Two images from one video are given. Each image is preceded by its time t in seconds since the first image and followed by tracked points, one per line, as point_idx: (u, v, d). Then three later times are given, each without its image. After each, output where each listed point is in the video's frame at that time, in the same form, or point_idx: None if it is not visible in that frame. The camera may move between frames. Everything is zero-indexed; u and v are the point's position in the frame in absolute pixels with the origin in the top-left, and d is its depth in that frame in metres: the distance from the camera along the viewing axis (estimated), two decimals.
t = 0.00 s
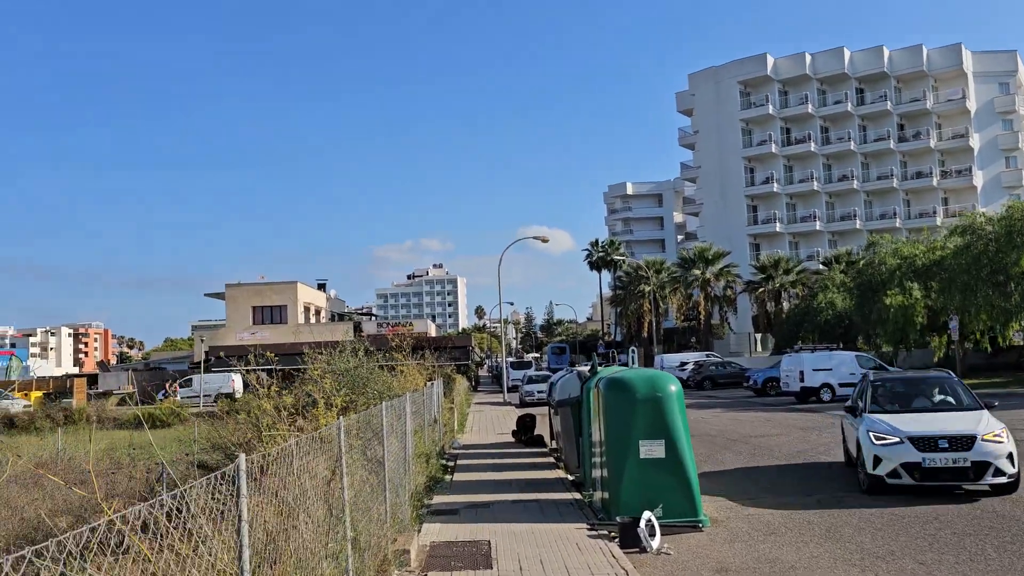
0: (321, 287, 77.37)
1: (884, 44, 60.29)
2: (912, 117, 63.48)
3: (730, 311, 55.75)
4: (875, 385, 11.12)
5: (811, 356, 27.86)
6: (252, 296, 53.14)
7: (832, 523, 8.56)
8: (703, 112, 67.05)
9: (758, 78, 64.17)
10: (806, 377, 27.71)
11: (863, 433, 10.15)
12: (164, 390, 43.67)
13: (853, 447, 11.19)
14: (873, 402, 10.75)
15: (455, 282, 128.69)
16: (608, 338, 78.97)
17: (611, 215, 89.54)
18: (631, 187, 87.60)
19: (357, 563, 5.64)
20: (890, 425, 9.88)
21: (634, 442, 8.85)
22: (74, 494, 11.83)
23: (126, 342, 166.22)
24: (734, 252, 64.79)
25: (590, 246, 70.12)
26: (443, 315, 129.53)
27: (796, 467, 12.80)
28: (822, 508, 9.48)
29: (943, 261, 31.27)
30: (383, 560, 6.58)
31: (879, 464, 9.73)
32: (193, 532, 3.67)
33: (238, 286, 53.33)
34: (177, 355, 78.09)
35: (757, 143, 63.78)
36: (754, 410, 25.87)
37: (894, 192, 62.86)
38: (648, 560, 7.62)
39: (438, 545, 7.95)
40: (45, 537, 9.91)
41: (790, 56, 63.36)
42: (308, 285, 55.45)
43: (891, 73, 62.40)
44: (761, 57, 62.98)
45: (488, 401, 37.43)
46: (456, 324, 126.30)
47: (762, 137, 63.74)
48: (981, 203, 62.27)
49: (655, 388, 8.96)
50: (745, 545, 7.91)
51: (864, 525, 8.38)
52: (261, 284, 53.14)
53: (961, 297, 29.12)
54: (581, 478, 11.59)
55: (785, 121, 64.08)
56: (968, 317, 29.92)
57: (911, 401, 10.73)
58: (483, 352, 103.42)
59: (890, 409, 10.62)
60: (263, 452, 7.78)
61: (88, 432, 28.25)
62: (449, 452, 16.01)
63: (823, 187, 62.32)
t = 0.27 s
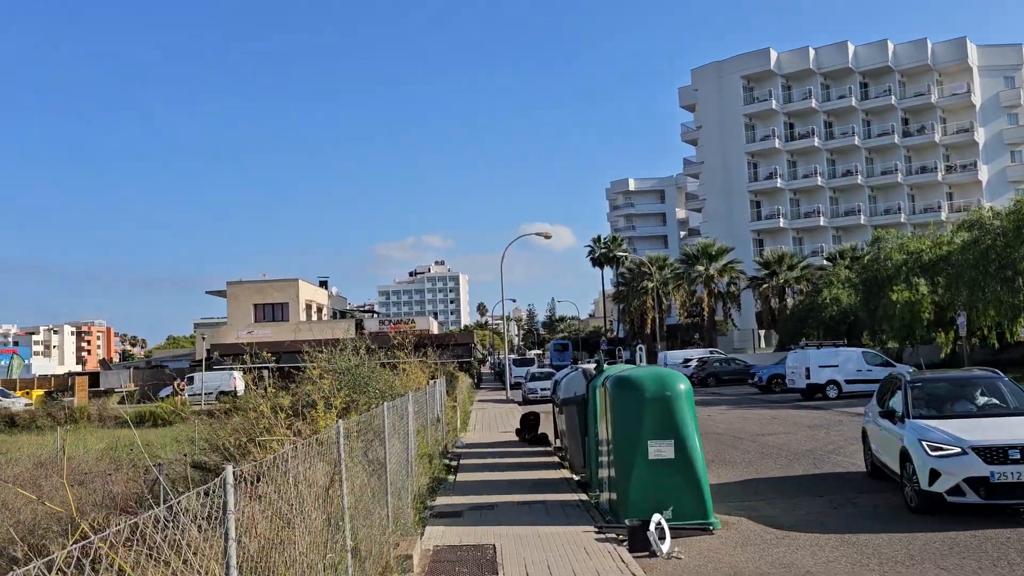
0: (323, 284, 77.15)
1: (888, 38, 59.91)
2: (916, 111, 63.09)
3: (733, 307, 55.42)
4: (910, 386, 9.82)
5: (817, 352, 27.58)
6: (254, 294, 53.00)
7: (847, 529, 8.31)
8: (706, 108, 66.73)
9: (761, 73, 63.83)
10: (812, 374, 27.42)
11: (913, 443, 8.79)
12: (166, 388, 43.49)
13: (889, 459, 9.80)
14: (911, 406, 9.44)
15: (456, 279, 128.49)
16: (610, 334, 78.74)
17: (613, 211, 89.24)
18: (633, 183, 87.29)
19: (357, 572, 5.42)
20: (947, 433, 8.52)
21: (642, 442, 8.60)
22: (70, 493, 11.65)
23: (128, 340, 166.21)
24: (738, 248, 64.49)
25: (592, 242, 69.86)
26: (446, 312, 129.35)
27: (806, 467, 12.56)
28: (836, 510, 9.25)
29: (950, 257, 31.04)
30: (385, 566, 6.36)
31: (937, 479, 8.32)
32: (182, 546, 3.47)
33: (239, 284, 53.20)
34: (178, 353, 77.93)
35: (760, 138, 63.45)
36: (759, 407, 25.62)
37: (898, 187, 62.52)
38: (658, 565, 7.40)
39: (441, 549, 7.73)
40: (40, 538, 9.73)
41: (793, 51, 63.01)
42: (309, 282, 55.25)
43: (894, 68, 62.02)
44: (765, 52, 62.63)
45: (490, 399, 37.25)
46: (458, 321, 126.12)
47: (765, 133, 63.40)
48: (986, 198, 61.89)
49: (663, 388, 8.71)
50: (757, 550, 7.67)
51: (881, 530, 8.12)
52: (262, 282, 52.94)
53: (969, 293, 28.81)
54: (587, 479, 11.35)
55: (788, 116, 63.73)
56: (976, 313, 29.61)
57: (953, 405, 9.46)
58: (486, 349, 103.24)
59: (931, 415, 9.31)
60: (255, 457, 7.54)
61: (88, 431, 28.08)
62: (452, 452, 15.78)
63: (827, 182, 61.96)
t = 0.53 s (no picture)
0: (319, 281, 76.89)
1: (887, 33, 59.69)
2: (915, 107, 62.87)
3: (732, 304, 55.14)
4: (959, 386, 8.50)
5: (817, 348, 27.36)
6: (250, 290, 52.72)
7: (854, 530, 8.07)
8: (704, 103, 66.47)
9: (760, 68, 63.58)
10: (812, 370, 27.18)
11: (979, 454, 7.44)
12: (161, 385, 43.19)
13: (937, 473, 8.43)
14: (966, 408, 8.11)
15: (454, 276, 128.19)
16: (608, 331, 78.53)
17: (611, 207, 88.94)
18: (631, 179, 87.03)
19: None
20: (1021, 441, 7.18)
21: (643, 439, 8.34)
22: (58, 491, 11.42)
23: (125, 337, 165.68)
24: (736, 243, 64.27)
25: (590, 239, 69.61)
26: (443, 309, 129.05)
27: (809, 464, 12.34)
28: (842, 510, 9.02)
29: (951, 251, 30.84)
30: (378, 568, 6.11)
31: (1017, 499, 6.97)
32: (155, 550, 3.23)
33: (235, 280, 52.92)
34: (174, 350, 77.55)
35: (758, 134, 63.21)
36: (759, 404, 25.39)
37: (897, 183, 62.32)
38: (660, 566, 7.16)
39: (436, 550, 7.48)
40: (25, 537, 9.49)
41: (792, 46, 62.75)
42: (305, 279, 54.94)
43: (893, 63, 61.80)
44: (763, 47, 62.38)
45: (488, 395, 36.97)
46: (456, 318, 125.86)
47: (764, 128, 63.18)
48: (985, 193, 61.71)
49: (664, 383, 8.46)
50: (763, 552, 7.42)
51: (889, 532, 7.88)
52: (258, 278, 52.63)
53: (970, 288, 28.61)
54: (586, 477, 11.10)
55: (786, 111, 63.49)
56: (976, 309, 29.40)
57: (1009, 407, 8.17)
58: (483, 346, 102.97)
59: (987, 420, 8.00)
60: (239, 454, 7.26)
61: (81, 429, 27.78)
62: (449, 449, 15.54)
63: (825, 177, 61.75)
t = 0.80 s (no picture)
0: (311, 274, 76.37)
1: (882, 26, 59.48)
2: (909, 101, 62.72)
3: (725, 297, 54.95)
4: None
5: (812, 342, 27.16)
6: (240, 283, 52.28)
7: (858, 531, 7.83)
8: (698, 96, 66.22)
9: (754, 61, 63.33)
10: (807, 364, 26.98)
11: None
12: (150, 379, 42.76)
13: (1007, 495, 7.10)
14: None
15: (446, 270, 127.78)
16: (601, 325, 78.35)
17: (604, 201, 88.65)
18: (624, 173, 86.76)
19: None
20: None
21: (642, 436, 8.07)
22: (36, 487, 11.13)
23: (115, 331, 164.69)
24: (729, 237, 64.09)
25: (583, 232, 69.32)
26: (435, 303, 128.62)
27: (807, 461, 12.10)
28: (843, 510, 8.77)
29: (946, 245, 30.68)
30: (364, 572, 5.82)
31: None
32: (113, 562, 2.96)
33: (225, 273, 52.47)
34: (164, 343, 76.94)
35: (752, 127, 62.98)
36: (753, 399, 25.18)
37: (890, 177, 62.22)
38: (659, 569, 6.90)
39: (426, 552, 7.20)
40: None
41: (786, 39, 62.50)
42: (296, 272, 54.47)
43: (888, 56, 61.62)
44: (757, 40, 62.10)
45: (480, 389, 36.70)
46: (448, 311, 125.46)
47: (758, 121, 62.95)
48: (978, 187, 61.68)
49: (663, 379, 8.19)
50: (765, 554, 7.16)
51: (894, 533, 7.64)
52: (249, 271, 52.16)
53: (965, 282, 28.43)
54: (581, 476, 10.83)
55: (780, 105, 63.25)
56: (971, 303, 29.23)
57: None
58: (476, 340, 102.72)
59: None
60: (213, 454, 6.97)
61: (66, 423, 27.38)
62: (440, 445, 15.24)
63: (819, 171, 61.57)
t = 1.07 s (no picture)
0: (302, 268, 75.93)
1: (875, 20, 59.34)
2: (902, 96, 62.63)
3: (717, 292, 54.77)
4: None
5: (806, 337, 26.97)
6: (229, 276, 51.87)
7: (863, 529, 7.56)
8: (691, 90, 66.02)
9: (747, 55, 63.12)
10: (801, 359, 26.80)
11: None
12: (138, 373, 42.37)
13: None
14: None
15: (438, 265, 127.42)
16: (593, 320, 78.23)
17: (596, 196, 88.43)
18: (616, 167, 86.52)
19: None
20: None
21: (639, 429, 7.79)
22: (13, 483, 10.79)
23: (104, 325, 163.59)
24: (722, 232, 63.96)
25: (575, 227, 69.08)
26: (427, 298, 128.25)
27: (804, 456, 11.86)
28: (846, 506, 8.52)
29: (940, 240, 30.50)
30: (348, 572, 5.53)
31: None
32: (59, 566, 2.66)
33: (214, 266, 52.01)
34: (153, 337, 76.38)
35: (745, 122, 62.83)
36: (746, 393, 24.99)
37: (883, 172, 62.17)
38: (657, 568, 6.63)
39: (414, 551, 6.91)
40: None
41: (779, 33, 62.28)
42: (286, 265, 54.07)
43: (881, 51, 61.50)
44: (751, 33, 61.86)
45: (472, 384, 36.41)
46: (440, 306, 125.13)
47: (750, 116, 62.78)
48: (970, 182, 61.68)
49: (660, 371, 7.91)
50: (767, 554, 6.89)
51: (899, 531, 7.38)
52: (239, 265, 51.73)
53: (959, 276, 28.26)
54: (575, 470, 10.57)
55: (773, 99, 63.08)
56: (966, 298, 29.07)
57: None
58: (467, 335, 102.48)
59: None
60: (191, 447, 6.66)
61: (51, 418, 26.96)
62: (431, 439, 14.96)
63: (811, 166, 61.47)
